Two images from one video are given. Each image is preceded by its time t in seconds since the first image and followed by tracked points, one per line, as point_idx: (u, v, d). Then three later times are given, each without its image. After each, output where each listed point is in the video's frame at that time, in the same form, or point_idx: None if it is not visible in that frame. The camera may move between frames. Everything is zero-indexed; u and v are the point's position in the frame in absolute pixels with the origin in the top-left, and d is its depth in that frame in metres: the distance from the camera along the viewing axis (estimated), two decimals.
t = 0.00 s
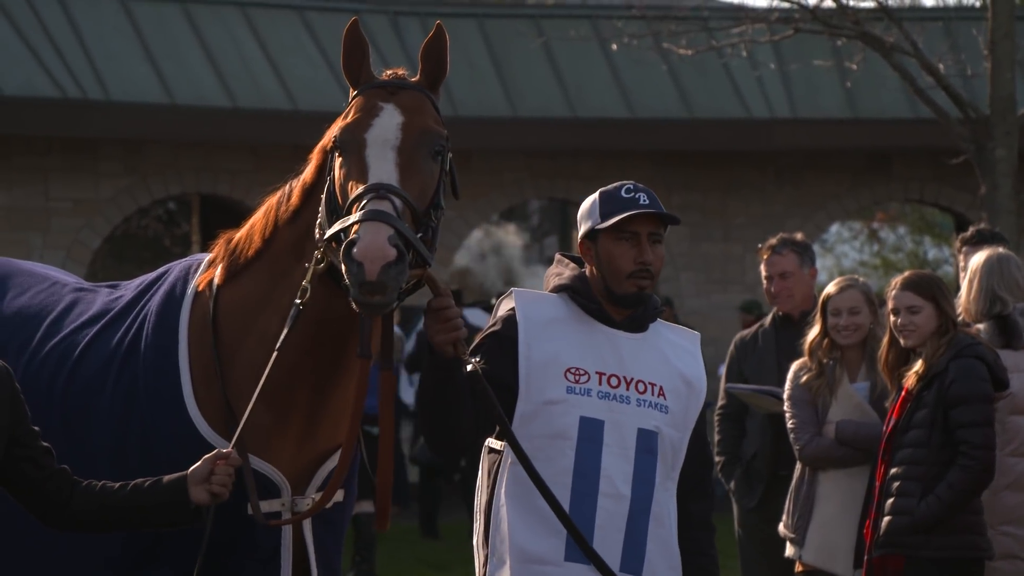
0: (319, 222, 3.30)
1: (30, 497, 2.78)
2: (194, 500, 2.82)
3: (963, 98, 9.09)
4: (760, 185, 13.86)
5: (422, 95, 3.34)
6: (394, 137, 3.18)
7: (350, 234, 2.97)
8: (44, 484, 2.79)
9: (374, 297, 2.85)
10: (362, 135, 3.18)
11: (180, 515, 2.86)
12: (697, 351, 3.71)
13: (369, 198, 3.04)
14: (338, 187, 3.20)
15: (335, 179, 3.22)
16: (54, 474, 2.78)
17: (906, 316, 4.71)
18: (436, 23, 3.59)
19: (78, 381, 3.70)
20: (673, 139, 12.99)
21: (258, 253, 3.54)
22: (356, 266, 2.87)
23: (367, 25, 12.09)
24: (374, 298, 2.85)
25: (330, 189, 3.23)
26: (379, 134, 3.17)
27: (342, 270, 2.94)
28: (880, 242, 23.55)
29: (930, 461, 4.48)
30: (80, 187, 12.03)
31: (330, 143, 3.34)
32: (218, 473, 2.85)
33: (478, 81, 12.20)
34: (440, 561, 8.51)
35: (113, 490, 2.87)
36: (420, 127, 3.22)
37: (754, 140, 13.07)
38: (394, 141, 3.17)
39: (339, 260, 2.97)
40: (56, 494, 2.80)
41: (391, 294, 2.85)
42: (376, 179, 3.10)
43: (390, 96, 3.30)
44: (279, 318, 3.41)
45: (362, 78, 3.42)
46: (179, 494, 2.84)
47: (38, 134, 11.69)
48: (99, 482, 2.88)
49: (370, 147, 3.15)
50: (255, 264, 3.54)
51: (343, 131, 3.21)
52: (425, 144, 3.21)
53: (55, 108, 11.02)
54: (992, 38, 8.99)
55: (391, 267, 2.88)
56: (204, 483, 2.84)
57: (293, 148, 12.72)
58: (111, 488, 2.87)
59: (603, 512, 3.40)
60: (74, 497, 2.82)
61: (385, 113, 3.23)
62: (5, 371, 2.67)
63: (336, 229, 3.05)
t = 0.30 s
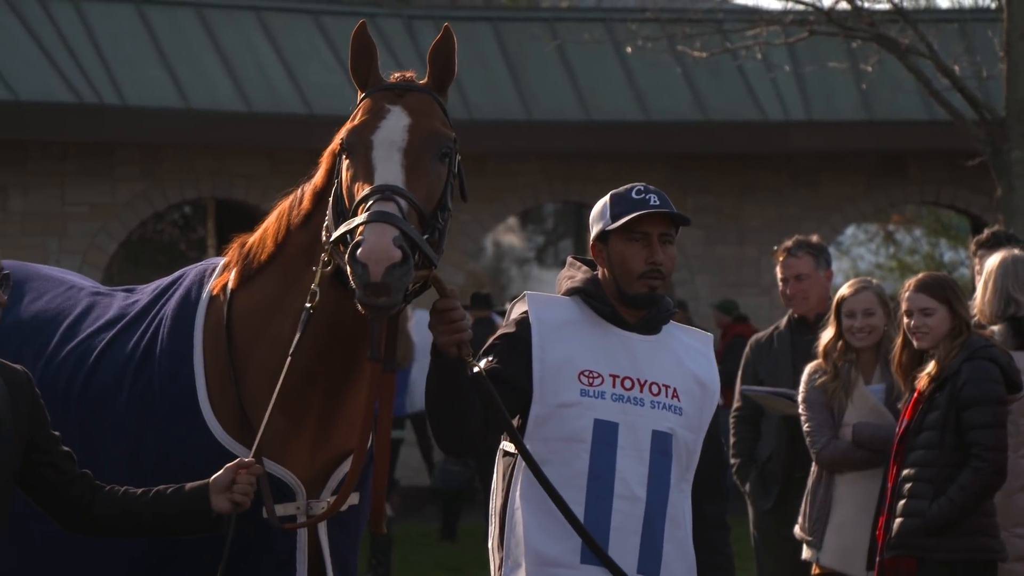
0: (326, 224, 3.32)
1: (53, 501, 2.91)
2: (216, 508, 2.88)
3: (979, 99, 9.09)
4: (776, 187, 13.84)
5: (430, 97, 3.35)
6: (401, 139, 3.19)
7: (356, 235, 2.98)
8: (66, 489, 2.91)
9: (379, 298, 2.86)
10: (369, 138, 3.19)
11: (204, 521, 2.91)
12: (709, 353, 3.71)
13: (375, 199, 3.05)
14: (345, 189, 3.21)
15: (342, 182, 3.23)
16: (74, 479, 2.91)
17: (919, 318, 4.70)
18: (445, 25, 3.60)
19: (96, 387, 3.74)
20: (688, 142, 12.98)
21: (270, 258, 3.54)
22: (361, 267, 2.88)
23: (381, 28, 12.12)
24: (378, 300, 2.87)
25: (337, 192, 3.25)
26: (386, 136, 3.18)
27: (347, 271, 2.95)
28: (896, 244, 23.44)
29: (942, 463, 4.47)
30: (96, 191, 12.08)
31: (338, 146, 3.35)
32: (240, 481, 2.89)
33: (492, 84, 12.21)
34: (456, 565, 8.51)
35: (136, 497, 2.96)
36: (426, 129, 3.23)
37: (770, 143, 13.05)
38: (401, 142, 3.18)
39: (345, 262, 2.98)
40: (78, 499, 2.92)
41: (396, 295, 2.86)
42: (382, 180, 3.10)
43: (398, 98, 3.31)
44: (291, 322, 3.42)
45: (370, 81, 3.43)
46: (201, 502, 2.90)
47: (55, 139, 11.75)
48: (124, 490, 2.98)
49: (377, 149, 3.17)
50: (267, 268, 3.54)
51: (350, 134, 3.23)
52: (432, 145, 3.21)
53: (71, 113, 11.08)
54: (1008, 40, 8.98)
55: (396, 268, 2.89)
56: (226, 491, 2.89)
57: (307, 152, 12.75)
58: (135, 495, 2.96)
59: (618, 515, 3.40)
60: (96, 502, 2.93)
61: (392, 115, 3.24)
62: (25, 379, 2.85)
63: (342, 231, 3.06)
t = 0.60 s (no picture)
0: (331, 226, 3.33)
1: (71, 504, 2.92)
2: (234, 514, 2.91)
3: (992, 100, 9.04)
4: (788, 188, 13.82)
5: (434, 98, 3.36)
6: (406, 140, 3.19)
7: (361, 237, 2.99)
8: (84, 492, 2.93)
9: (384, 300, 2.87)
10: (373, 139, 3.20)
11: (222, 526, 2.94)
12: (717, 354, 3.71)
13: (379, 201, 3.06)
14: (350, 191, 3.22)
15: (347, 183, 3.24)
16: (92, 482, 2.92)
17: (930, 318, 4.69)
18: (450, 26, 3.61)
19: (108, 391, 3.76)
20: (700, 143, 12.97)
21: (279, 260, 3.54)
22: (365, 270, 2.88)
23: (393, 30, 12.15)
24: (383, 301, 2.87)
25: (342, 194, 3.26)
26: (390, 137, 3.19)
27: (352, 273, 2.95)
28: (909, 245, 23.34)
29: (951, 463, 4.46)
30: (109, 194, 12.12)
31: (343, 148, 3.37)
32: (258, 487, 2.92)
33: (504, 85, 12.21)
34: (469, 566, 8.52)
35: (154, 500, 2.97)
36: (430, 130, 3.23)
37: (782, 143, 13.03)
38: (405, 144, 3.19)
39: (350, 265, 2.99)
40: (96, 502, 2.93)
41: (400, 297, 2.87)
42: (385, 182, 3.11)
43: (403, 99, 3.32)
44: (299, 325, 3.42)
45: (375, 83, 3.44)
46: (219, 508, 2.92)
47: (68, 142, 11.79)
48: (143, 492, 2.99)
49: (381, 151, 3.17)
50: (275, 271, 3.55)
51: (355, 135, 3.23)
52: (436, 146, 3.22)
53: (84, 116, 11.12)
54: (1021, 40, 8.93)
55: (400, 270, 2.90)
56: (244, 498, 2.92)
57: (319, 155, 12.77)
58: (152, 498, 2.97)
59: (627, 516, 3.40)
60: (114, 505, 2.94)
61: (396, 116, 3.25)
62: (43, 382, 2.86)
63: (346, 233, 3.07)
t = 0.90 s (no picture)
0: (337, 227, 3.33)
1: (83, 506, 2.98)
2: (244, 517, 2.88)
3: (1000, 99, 9.01)
4: (796, 187, 13.80)
5: (439, 99, 3.36)
6: (412, 141, 3.20)
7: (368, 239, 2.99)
8: (96, 495, 2.98)
9: (391, 302, 2.87)
10: (380, 140, 3.20)
11: (235, 529, 2.92)
12: (720, 355, 3.71)
13: (387, 203, 3.06)
14: (356, 193, 3.23)
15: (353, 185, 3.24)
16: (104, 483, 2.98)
17: (936, 318, 4.69)
18: (455, 27, 3.62)
19: (119, 392, 3.78)
20: (708, 144, 12.97)
21: (286, 262, 3.54)
22: (375, 272, 2.88)
23: (401, 31, 12.16)
24: (391, 303, 2.87)
25: (348, 196, 3.26)
26: (396, 138, 3.20)
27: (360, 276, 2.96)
28: (918, 245, 23.26)
29: (959, 463, 4.46)
30: (117, 195, 12.14)
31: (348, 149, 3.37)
32: (269, 491, 2.89)
33: (513, 86, 12.22)
34: (479, 567, 8.52)
35: (166, 504, 2.99)
36: (436, 132, 3.24)
37: (791, 144, 13.02)
38: (411, 145, 3.19)
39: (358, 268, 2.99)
40: (108, 505, 2.98)
41: (408, 299, 2.87)
42: (392, 184, 3.11)
43: (407, 101, 3.32)
44: (305, 326, 3.42)
45: (379, 84, 3.45)
46: (231, 511, 2.91)
47: (77, 144, 11.83)
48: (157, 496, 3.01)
49: (387, 152, 3.18)
50: (281, 273, 3.55)
51: (360, 136, 3.24)
52: (441, 147, 3.22)
53: (93, 118, 11.14)
54: None
55: (407, 272, 2.90)
56: (254, 501, 2.89)
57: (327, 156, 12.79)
58: (165, 502, 2.99)
59: (633, 516, 3.40)
60: (125, 507, 2.98)
61: (401, 117, 3.25)
62: (55, 385, 2.95)
63: (353, 235, 3.07)
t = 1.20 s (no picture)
0: (342, 219, 3.33)
1: (90, 497, 2.99)
2: (249, 509, 2.89)
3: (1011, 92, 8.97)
4: (805, 180, 13.78)
5: (444, 91, 3.36)
6: (417, 134, 3.20)
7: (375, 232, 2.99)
8: (102, 488, 2.99)
9: (398, 296, 2.87)
10: (385, 133, 3.20)
11: (240, 520, 2.93)
12: (725, 346, 3.71)
13: (393, 196, 3.06)
14: (361, 185, 3.22)
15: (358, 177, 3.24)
16: (110, 477, 2.99)
17: (944, 311, 4.68)
18: (460, 19, 3.61)
19: (128, 384, 3.79)
20: (718, 136, 12.94)
21: (293, 254, 3.55)
22: (381, 265, 2.89)
23: (411, 23, 12.14)
24: (398, 297, 2.87)
25: (353, 188, 3.26)
26: (401, 131, 3.20)
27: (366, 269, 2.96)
28: (927, 237, 23.19)
29: (968, 456, 4.46)
30: (127, 186, 12.16)
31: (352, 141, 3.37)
32: (273, 483, 2.89)
33: (521, 78, 12.20)
34: (487, 559, 8.53)
35: (171, 496, 3.00)
36: (440, 125, 3.24)
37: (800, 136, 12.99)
38: (416, 138, 3.19)
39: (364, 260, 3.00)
40: (115, 497, 2.99)
41: (415, 293, 2.87)
42: (398, 177, 3.11)
43: (412, 93, 3.32)
44: (311, 318, 3.42)
45: (383, 75, 3.45)
46: (236, 504, 2.92)
47: (86, 135, 11.85)
48: (162, 488, 3.02)
49: (392, 144, 3.18)
50: (288, 265, 3.55)
51: (365, 129, 3.23)
52: (446, 140, 3.22)
53: (102, 109, 11.16)
54: None
55: (414, 265, 2.90)
56: (259, 493, 2.90)
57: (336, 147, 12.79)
58: (170, 493, 3.00)
59: (638, 509, 3.40)
60: (132, 498, 2.99)
61: (406, 110, 3.25)
62: (65, 376, 2.96)
63: (358, 228, 3.08)
